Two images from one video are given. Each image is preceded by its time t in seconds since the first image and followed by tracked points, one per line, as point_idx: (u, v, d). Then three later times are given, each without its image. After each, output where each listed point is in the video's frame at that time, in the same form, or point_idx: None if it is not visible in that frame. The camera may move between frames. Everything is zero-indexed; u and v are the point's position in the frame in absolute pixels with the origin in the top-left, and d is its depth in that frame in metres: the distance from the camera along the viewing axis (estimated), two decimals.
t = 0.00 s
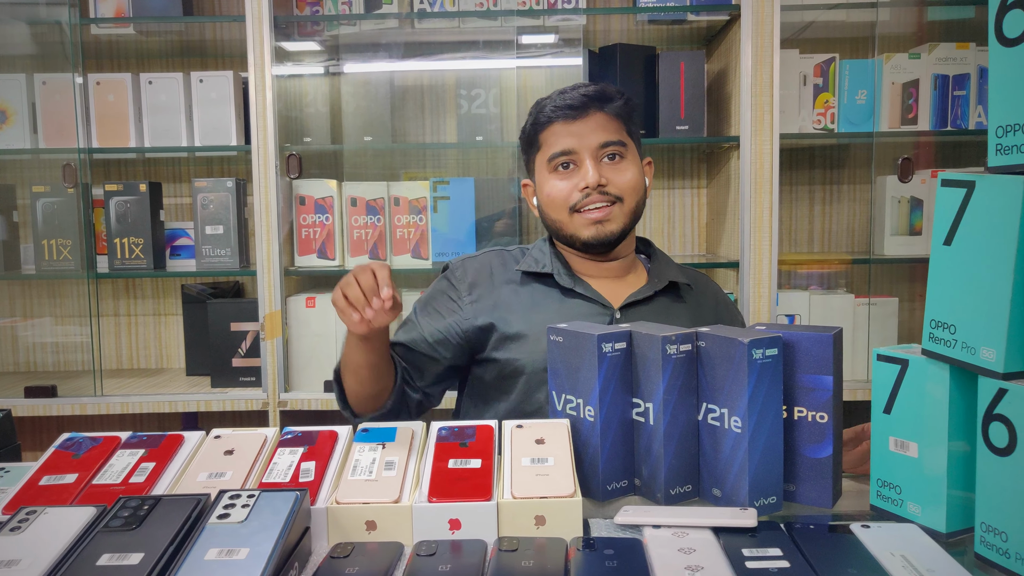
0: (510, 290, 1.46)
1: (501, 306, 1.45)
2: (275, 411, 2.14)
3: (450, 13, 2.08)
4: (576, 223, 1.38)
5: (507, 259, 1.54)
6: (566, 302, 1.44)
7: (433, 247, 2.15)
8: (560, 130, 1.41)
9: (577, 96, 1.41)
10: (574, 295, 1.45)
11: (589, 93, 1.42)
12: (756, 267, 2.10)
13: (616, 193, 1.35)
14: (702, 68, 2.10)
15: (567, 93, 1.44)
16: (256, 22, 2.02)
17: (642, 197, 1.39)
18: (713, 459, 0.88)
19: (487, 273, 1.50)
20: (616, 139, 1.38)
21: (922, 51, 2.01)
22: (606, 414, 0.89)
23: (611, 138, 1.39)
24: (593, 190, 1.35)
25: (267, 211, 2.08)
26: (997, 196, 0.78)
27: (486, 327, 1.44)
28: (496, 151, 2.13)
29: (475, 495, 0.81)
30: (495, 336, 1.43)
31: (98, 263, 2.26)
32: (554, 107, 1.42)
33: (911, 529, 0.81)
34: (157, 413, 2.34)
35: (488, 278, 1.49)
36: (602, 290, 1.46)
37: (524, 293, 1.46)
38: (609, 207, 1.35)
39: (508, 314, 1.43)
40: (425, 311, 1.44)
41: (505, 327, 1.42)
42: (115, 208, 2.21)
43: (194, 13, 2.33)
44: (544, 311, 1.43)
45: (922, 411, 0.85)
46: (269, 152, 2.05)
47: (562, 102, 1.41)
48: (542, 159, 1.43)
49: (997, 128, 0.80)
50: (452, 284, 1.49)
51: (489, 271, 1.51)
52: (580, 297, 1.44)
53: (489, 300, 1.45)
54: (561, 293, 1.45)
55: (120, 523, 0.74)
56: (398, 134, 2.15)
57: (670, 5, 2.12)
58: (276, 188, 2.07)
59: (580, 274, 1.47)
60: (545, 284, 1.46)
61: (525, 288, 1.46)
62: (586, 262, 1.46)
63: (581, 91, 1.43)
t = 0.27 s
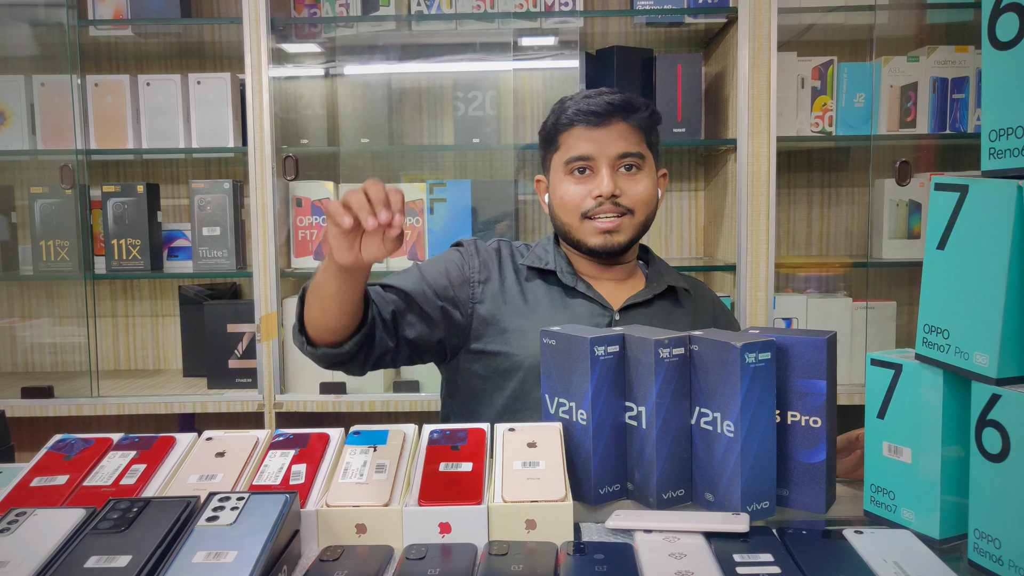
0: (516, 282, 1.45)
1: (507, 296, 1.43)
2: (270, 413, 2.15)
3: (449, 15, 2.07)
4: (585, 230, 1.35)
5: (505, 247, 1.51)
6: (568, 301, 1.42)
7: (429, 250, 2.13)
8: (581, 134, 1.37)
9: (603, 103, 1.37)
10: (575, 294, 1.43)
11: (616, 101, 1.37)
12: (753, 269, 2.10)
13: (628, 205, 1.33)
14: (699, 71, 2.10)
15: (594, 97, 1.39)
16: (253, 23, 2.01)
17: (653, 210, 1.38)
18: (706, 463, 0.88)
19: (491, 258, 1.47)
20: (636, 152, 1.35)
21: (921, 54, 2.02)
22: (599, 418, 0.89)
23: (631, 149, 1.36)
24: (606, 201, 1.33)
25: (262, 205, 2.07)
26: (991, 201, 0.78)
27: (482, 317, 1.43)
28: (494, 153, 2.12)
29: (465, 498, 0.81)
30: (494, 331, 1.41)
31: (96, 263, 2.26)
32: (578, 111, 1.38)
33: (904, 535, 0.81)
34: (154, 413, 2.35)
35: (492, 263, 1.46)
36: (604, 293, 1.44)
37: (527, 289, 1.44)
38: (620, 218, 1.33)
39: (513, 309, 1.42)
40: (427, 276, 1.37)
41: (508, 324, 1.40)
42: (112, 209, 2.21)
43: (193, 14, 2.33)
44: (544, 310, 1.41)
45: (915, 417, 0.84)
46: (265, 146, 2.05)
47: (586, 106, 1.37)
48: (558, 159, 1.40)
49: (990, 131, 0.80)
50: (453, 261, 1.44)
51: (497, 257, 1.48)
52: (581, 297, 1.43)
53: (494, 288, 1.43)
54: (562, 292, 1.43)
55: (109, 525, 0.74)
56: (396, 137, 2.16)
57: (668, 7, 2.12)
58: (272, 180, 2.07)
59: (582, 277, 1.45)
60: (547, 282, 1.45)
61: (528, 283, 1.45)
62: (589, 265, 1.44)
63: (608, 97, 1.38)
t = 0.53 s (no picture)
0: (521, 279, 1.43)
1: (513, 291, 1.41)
2: (269, 413, 2.15)
3: (446, 14, 2.07)
4: (595, 231, 1.30)
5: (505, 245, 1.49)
6: (573, 299, 1.41)
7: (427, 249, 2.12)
8: (601, 134, 1.32)
9: (627, 106, 1.31)
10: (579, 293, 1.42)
11: (639, 105, 1.32)
12: (753, 267, 2.09)
13: (641, 212, 1.28)
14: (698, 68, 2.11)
15: (617, 98, 1.34)
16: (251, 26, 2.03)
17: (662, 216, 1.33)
18: (703, 462, 0.87)
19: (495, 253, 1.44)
20: (654, 158, 1.31)
21: (922, 50, 2.00)
22: (595, 417, 0.88)
23: (650, 154, 1.31)
24: (621, 205, 1.27)
25: (261, 215, 2.09)
26: (990, 196, 0.77)
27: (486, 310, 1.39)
28: (493, 152, 2.12)
29: (460, 498, 0.81)
30: (500, 328, 1.37)
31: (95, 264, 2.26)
32: (599, 111, 1.32)
33: (901, 534, 0.80)
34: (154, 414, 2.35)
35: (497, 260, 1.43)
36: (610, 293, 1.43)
37: (531, 286, 1.42)
38: (631, 224, 1.29)
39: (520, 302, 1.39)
40: (437, 263, 1.31)
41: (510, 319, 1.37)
42: (111, 209, 2.21)
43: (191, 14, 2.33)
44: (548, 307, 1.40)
45: (914, 415, 0.84)
46: (263, 135, 2.06)
47: (609, 107, 1.31)
48: (572, 155, 1.34)
49: (988, 126, 0.80)
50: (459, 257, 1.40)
51: (505, 253, 1.46)
52: (586, 295, 1.41)
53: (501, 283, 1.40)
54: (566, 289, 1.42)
55: (103, 525, 0.74)
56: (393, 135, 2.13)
57: (666, 5, 2.12)
58: (270, 189, 2.08)
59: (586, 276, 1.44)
60: (550, 279, 1.43)
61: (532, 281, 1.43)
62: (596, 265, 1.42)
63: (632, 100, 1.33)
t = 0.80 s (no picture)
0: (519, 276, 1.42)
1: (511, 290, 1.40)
2: (270, 411, 2.15)
3: (445, 9, 2.07)
4: (599, 234, 1.30)
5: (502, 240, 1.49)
6: (571, 297, 1.40)
7: (428, 245, 2.13)
8: (601, 137, 1.30)
9: (625, 107, 1.29)
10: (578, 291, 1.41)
11: (639, 105, 1.30)
12: (754, 263, 2.09)
13: (644, 213, 1.28)
14: (699, 63, 2.13)
15: (615, 98, 1.32)
16: (248, 17, 2.05)
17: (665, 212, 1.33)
18: (703, 458, 0.87)
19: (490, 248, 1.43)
20: (655, 159, 1.29)
21: (925, 44, 1.99)
22: (595, 413, 0.88)
23: (649, 155, 1.30)
24: (623, 208, 1.27)
25: (261, 219, 2.11)
26: (990, 191, 0.77)
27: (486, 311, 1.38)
28: (493, 149, 2.11)
29: (459, 494, 0.81)
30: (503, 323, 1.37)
31: (96, 262, 2.26)
32: (597, 112, 1.30)
33: (902, 530, 0.80)
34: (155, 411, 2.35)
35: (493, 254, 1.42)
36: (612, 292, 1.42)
37: (530, 283, 1.41)
38: (634, 225, 1.28)
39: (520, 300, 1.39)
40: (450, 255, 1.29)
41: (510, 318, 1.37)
42: (112, 207, 2.21)
43: (190, 12, 2.32)
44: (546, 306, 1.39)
45: (915, 410, 0.84)
46: (263, 147, 2.08)
47: (607, 110, 1.29)
48: (573, 159, 1.33)
49: (989, 119, 0.79)
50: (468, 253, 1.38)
51: (507, 249, 1.46)
52: (583, 291, 1.40)
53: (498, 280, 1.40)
54: (564, 286, 1.41)
55: (101, 521, 0.74)
56: (393, 133, 2.15)
57: None
58: (270, 181, 2.09)
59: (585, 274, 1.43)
60: (549, 276, 1.42)
61: (531, 279, 1.42)
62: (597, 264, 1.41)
63: (631, 100, 1.31)
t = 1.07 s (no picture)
0: (524, 273, 1.41)
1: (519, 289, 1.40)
2: (275, 406, 2.14)
3: (449, 5, 2.07)
4: (594, 231, 1.29)
5: (503, 232, 1.47)
6: (581, 295, 1.38)
7: (433, 242, 2.15)
8: (590, 132, 1.30)
9: (610, 100, 1.29)
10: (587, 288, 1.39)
11: (623, 96, 1.30)
12: (759, 259, 2.09)
13: (636, 206, 1.26)
14: (704, 59, 2.11)
15: (600, 92, 1.32)
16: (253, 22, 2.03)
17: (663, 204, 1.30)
18: (709, 454, 0.86)
19: (496, 243, 1.40)
20: (646, 150, 1.27)
21: (932, 39, 1.99)
22: (600, 409, 0.87)
23: (640, 146, 1.28)
24: (614, 200, 1.25)
25: (265, 208, 2.09)
26: (999, 185, 0.76)
27: (495, 307, 1.37)
28: (496, 144, 2.11)
29: (465, 490, 0.80)
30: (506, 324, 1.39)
31: (101, 258, 2.27)
32: (584, 107, 1.30)
33: (909, 526, 0.80)
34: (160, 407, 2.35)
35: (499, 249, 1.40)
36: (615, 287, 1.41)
37: (539, 280, 1.41)
38: (628, 219, 1.27)
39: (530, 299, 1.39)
40: (469, 257, 1.24)
41: (523, 321, 1.38)
42: (116, 203, 2.21)
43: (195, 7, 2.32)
44: (556, 305, 1.38)
45: (922, 406, 0.83)
46: (268, 145, 2.06)
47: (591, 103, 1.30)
48: (565, 156, 1.33)
49: (998, 113, 0.78)
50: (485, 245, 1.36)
51: (513, 246, 1.45)
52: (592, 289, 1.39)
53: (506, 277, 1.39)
54: (573, 283, 1.40)
55: (107, 517, 0.74)
56: (397, 128, 2.14)
57: None
58: (275, 182, 2.08)
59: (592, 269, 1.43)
60: (558, 273, 1.41)
61: (537, 275, 1.42)
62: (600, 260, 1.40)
63: (614, 93, 1.31)
